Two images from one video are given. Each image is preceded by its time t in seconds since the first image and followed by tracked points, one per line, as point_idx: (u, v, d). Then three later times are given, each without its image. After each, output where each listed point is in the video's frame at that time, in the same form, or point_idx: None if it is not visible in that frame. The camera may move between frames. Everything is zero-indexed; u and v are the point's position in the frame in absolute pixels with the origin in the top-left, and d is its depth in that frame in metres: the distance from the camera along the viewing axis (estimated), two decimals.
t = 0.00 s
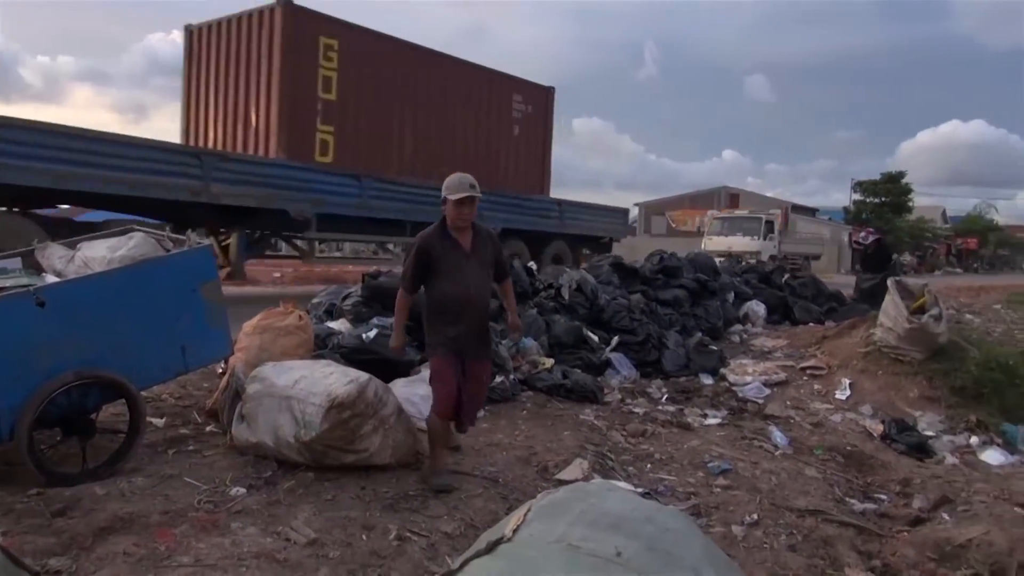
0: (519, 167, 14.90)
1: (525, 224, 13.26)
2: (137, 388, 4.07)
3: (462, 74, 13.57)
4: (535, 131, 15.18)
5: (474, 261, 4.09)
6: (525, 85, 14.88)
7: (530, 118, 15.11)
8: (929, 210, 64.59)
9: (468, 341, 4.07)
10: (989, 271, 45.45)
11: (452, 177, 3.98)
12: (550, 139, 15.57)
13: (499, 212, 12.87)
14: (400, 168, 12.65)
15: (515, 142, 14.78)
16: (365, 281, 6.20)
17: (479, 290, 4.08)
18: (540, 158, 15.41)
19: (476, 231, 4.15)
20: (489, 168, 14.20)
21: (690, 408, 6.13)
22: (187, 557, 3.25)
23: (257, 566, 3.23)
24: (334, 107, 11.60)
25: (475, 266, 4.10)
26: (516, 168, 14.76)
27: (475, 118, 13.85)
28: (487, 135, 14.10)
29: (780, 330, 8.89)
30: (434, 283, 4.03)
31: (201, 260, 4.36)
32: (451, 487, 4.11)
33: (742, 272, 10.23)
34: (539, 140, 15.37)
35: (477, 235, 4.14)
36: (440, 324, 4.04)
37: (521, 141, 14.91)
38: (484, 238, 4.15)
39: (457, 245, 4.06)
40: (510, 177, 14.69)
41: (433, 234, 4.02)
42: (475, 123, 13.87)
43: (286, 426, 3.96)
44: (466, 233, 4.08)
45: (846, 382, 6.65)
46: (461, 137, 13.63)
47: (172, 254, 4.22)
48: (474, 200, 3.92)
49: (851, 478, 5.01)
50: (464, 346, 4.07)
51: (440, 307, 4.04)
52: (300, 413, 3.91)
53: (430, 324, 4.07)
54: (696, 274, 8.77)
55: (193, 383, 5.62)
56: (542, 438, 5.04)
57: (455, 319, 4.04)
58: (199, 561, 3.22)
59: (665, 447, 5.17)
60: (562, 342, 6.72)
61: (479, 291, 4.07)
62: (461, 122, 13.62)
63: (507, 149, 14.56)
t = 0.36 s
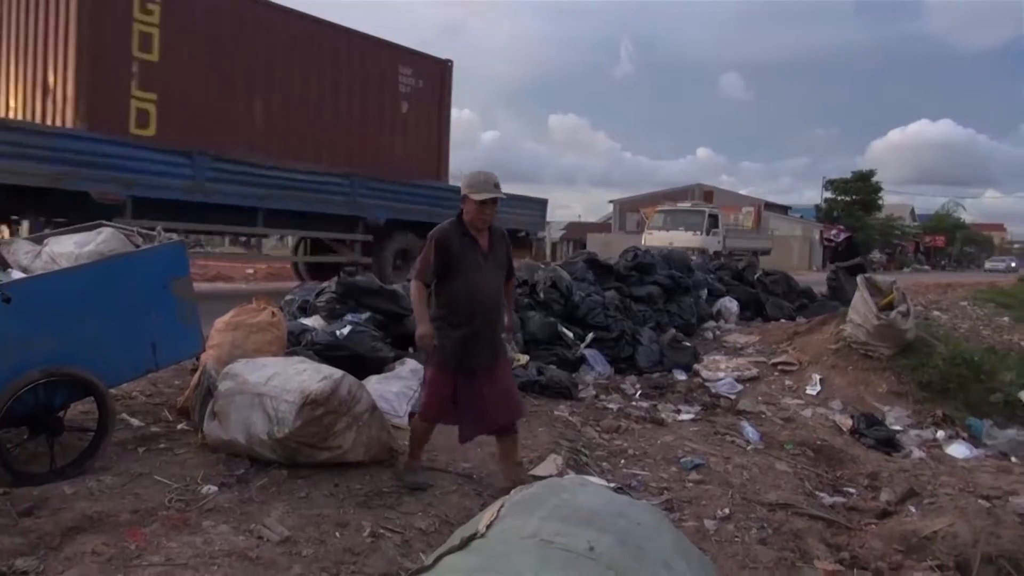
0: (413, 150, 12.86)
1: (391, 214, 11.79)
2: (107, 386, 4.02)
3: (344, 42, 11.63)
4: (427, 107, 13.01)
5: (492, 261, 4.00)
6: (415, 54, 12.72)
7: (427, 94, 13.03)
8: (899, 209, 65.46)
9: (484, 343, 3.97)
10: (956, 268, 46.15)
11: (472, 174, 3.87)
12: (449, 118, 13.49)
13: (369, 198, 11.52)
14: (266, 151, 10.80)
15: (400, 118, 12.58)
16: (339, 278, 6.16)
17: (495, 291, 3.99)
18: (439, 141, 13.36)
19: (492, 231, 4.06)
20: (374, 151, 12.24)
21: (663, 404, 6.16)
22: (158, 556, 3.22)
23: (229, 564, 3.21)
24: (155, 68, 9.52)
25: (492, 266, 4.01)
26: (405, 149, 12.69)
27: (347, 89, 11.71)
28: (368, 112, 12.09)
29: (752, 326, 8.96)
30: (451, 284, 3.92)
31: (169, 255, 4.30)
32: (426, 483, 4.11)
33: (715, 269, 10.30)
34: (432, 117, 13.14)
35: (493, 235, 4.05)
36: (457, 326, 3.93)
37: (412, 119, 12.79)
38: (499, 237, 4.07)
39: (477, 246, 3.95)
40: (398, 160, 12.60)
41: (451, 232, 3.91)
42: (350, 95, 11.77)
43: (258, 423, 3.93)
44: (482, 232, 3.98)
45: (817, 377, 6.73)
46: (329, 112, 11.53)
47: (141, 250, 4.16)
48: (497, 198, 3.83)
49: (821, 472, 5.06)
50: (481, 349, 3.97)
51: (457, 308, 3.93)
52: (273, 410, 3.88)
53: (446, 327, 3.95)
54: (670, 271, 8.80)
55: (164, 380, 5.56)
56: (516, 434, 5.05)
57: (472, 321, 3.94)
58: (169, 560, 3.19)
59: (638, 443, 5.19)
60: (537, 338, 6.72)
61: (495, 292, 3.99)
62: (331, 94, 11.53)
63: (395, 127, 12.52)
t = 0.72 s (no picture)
0: (272, 129, 11.59)
1: (230, 203, 10.19)
2: (74, 385, 3.97)
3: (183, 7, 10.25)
4: (288, 85, 11.78)
5: (538, 280, 3.83)
6: (271, 15, 11.44)
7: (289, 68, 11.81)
8: (869, 207, 66.24)
9: (527, 366, 3.82)
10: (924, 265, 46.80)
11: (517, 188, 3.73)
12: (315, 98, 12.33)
13: (201, 183, 9.88)
14: (90, 129, 9.30)
15: (257, 94, 11.34)
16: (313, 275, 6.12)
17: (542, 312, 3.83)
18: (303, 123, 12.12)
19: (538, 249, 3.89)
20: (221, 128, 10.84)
21: (637, 400, 6.20)
22: (126, 556, 3.18)
23: (200, 564, 3.18)
24: None
25: (538, 285, 3.84)
26: (251, 127, 11.25)
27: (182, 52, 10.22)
28: (212, 82, 10.65)
29: (725, 323, 9.03)
30: (496, 303, 3.75)
31: (139, 253, 4.26)
32: (401, 481, 4.10)
33: (688, 266, 10.36)
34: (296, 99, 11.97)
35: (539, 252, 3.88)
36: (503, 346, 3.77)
37: (268, 92, 11.49)
38: (546, 256, 3.90)
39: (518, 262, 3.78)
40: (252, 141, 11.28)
41: (497, 248, 3.75)
42: (204, 67, 10.51)
43: (229, 422, 3.90)
44: (529, 250, 3.82)
45: (788, 373, 6.80)
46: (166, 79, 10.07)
47: (108, 247, 4.11)
48: (541, 212, 3.69)
49: (791, 466, 5.12)
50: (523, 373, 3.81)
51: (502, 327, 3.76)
52: (245, 409, 3.85)
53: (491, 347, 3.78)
54: (644, 268, 8.81)
55: (133, 379, 5.48)
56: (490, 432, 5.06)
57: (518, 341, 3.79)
58: (140, 560, 3.16)
59: (612, 439, 5.21)
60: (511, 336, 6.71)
61: (542, 313, 3.82)
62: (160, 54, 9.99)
63: (247, 104, 11.18)
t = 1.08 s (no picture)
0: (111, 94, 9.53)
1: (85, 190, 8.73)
2: (45, 384, 3.92)
3: None
4: (118, 43, 9.50)
5: (565, 297, 3.40)
6: None
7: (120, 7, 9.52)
8: (843, 205, 66.94)
9: (565, 394, 3.39)
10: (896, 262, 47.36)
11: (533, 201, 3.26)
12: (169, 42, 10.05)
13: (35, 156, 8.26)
14: None
15: (78, 56, 9.15)
16: (289, 272, 6.10)
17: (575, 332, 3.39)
18: (151, 80, 9.92)
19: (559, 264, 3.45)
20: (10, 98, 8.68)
21: (613, 397, 6.22)
22: (98, 557, 3.14)
23: (173, 564, 3.15)
24: None
25: (565, 304, 3.40)
26: (71, 96, 9.10)
27: None
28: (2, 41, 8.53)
29: (701, 320, 9.09)
30: (527, 330, 3.29)
31: (110, 249, 4.21)
32: (377, 479, 4.09)
33: (665, 263, 10.40)
34: (135, 54, 9.73)
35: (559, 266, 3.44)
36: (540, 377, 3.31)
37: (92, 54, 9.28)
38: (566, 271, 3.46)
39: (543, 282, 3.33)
40: (71, 114, 9.11)
41: (517, 268, 3.28)
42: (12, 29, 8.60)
43: (203, 421, 3.86)
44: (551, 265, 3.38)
45: (763, 369, 6.85)
46: None
47: (79, 244, 4.06)
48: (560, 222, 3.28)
49: (765, 461, 5.16)
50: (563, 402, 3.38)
51: (536, 356, 3.29)
52: (219, 407, 3.81)
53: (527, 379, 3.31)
54: (621, 265, 8.87)
55: (104, 378, 5.41)
56: (467, 429, 5.06)
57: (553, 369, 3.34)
58: (112, 561, 3.12)
59: (589, 435, 5.22)
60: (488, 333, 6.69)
61: (575, 335, 3.39)
62: None
63: (61, 66, 9.01)
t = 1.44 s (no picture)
0: None
1: None
2: (13, 380, 3.87)
3: None
4: None
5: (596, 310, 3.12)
6: None
7: None
8: (816, 202, 67.56)
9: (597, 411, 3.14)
10: (866, 260, 47.93)
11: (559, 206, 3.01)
12: None
13: None
14: None
15: None
16: (261, 268, 6.05)
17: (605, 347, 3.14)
18: None
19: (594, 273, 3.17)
20: None
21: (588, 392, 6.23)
22: (67, 556, 3.10)
23: (144, 563, 3.11)
24: None
25: (598, 315, 3.13)
26: None
27: None
28: None
29: (675, 316, 9.13)
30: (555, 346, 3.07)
31: (78, 243, 4.17)
32: (350, 475, 4.07)
33: (640, 260, 10.42)
34: None
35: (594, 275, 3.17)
36: (565, 395, 3.09)
37: None
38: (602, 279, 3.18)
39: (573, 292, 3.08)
40: None
41: (541, 279, 3.04)
42: None
43: (175, 417, 3.82)
44: (583, 274, 3.11)
45: (735, 365, 6.90)
46: None
47: (48, 237, 4.00)
48: (588, 231, 3.00)
49: (738, 456, 5.20)
50: (593, 421, 3.12)
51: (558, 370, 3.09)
52: (190, 403, 3.77)
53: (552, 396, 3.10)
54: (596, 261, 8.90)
55: (72, 375, 5.33)
56: (442, 425, 5.05)
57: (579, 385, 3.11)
58: (81, 559, 3.09)
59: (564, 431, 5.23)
60: (463, 329, 6.67)
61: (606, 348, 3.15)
62: None
63: None
